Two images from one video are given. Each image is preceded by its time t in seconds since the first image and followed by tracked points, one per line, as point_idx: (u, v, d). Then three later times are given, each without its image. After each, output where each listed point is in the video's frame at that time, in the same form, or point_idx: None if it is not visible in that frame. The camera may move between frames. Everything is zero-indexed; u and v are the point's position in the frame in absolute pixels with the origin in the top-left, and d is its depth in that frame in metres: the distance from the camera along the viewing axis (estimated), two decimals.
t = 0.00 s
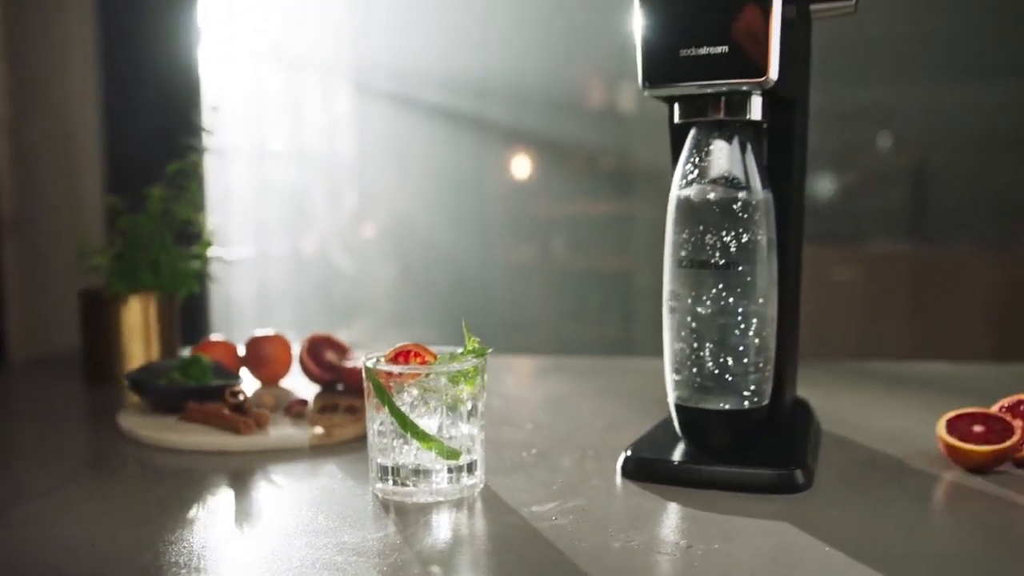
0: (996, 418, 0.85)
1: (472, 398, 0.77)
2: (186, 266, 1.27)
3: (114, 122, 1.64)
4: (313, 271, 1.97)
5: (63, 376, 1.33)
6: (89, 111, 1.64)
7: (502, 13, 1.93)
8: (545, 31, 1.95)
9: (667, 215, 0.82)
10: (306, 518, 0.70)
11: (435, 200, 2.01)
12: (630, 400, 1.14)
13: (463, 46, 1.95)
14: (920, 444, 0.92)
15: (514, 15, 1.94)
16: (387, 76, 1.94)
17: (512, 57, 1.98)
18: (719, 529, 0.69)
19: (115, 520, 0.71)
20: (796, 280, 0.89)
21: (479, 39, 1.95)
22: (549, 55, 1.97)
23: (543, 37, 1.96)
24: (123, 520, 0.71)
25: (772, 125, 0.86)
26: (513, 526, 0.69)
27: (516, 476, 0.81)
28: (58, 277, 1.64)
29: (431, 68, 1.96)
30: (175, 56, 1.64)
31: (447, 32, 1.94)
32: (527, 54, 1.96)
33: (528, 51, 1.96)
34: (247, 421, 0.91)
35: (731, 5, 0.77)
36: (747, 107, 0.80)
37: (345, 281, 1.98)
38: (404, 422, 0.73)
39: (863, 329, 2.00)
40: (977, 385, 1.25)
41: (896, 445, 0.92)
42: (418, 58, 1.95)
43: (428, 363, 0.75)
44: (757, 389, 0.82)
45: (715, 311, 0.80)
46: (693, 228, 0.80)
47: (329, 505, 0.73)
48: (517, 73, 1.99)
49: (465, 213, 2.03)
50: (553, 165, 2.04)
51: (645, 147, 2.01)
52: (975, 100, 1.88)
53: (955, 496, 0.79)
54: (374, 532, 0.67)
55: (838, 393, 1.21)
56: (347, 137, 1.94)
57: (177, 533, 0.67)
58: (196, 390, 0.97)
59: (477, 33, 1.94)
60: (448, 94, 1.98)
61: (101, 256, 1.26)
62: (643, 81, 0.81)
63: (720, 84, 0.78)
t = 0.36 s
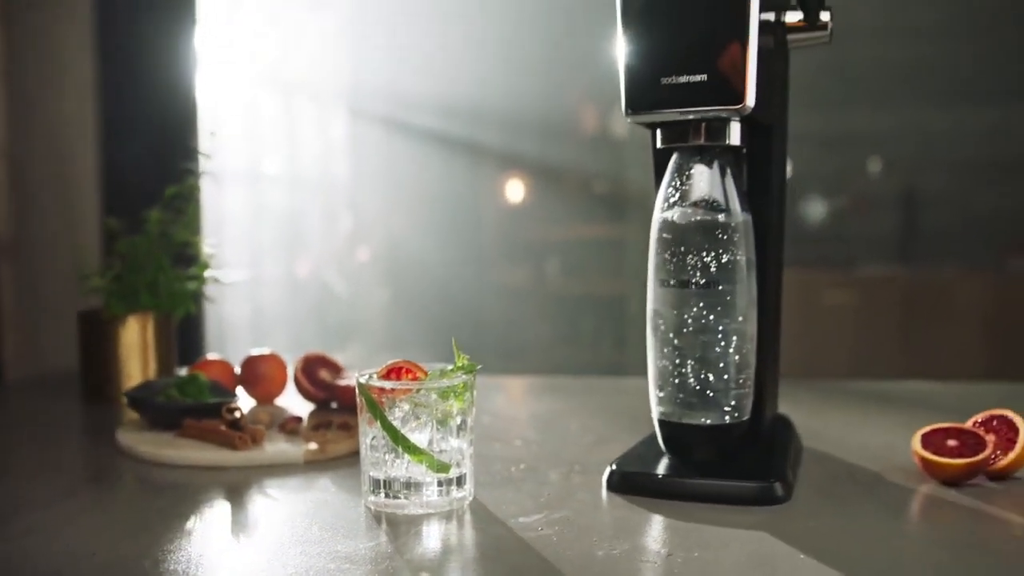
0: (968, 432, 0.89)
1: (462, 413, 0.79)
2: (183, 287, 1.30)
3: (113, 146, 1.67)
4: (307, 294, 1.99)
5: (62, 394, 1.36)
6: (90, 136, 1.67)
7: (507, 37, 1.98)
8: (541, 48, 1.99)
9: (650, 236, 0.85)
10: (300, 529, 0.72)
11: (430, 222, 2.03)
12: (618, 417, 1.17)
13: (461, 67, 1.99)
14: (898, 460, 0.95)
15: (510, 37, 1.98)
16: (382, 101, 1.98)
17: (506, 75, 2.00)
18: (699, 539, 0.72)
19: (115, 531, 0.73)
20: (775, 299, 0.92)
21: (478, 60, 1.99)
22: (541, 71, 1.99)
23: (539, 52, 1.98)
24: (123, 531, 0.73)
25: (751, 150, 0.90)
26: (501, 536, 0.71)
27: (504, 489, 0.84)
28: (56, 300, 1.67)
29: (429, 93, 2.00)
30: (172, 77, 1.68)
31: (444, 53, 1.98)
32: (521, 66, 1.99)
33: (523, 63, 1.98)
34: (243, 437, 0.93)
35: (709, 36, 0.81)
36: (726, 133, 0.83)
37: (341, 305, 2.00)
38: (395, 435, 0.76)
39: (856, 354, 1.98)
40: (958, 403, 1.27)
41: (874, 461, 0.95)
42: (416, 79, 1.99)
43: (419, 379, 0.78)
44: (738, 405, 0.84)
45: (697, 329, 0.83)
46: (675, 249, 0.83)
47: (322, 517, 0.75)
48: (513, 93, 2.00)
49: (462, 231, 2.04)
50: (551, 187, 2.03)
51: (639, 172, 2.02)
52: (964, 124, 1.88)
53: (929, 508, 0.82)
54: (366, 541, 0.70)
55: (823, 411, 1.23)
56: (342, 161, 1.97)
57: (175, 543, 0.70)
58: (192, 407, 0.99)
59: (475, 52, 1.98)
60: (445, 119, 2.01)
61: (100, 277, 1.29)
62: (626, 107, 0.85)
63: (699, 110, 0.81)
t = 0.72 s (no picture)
0: (945, 446, 0.92)
1: (453, 427, 0.81)
2: (179, 306, 1.33)
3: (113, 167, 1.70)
4: (301, 314, 2.02)
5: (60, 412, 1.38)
6: (91, 157, 1.70)
7: (499, 58, 2.05)
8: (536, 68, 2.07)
9: (635, 255, 0.88)
10: (294, 540, 0.74)
11: (424, 243, 2.07)
12: (606, 433, 1.20)
13: (455, 87, 2.06)
14: (879, 473, 0.97)
15: (502, 61, 2.05)
16: (375, 123, 2.03)
17: (498, 95, 2.07)
18: (681, 548, 0.74)
19: (113, 542, 0.75)
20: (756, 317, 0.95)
21: (471, 81, 2.06)
22: (530, 92, 2.08)
23: (531, 72, 2.07)
24: (123, 542, 0.75)
25: (732, 172, 0.93)
26: (490, 545, 0.74)
27: (493, 502, 0.86)
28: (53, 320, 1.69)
29: (421, 114, 2.06)
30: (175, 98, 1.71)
31: (438, 75, 2.04)
32: (509, 87, 2.07)
33: (512, 83, 2.07)
34: (239, 451, 0.95)
35: (690, 63, 0.84)
36: (708, 155, 0.86)
37: (335, 325, 2.04)
38: (387, 449, 0.78)
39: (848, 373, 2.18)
40: (940, 419, 1.30)
41: (854, 475, 0.97)
42: (409, 101, 2.05)
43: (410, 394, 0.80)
44: (720, 420, 0.87)
45: (680, 345, 0.86)
46: (659, 267, 0.86)
47: (315, 528, 0.78)
48: (505, 114, 2.09)
49: (456, 254, 2.09)
50: (545, 209, 2.13)
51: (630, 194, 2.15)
52: (958, 147, 2.12)
53: (907, 518, 0.84)
54: (359, 551, 0.72)
55: (808, 427, 1.26)
56: (337, 183, 2.01)
57: (172, 553, 0.72)
58: (189, 423, 1.02)
59: (468, 73, 2.05)
60: (440, 141, 2.07)
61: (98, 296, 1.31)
62: (612, 131, 0.88)
63: (682, 135, 0.85)
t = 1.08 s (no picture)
0: (925, 458, 0.95)
1: (444, 441, 0.83)
2: (175, 322, 1.37)
3: (111, 185, 1.73)
4: (295, 334, 2.02)
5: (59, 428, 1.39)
6: (89, 175, 1.73)
7: (492, 78, 2.11)
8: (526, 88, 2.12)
9: (622, 272, 0.91)
10: (289, 550, 0.76)
11: (418, 262, 2.12)
12: (595, 447, 1.22)
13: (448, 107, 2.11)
14: (862, 486, 0.99)
15: (492, 81, 2.11)
16: (369, 143, 2.08)
17: (489, 116, 2.13)
18: (665, 558, 0.76)
19: (112, 552, 0.77)
20: (741, 332, 0.97)
21: (465, 101, 2.12)
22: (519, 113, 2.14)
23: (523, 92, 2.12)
24: (122, 552, 0.77)
25: (716, 192, 0.96)
26: (479, 555, 0.76)
27: (483, 514, 0.88)
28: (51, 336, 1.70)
29: (415, 134, 2.11)
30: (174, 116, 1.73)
31: (431, 95, 2.10)
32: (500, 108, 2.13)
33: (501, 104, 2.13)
34: (235, 465, 0.97)
35: (675, 86, 0.87)
36: (692, 176, 0.89)
37: (329, 344, 2.05)
38: (380, 460, 0.80)
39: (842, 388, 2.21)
40: (924, 433, 1.33)
41: (837, 487, 1.00)
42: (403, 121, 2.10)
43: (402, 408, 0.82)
44: (705, 433, 0.90)
45: (666, 361, 0.88)
46: (644, 285, 0.89)
47: (309, 539, 0.79)
48: (495, 133, 2.15)
49: (449, 273, 2.13)
50: (537, 231, 2.17)
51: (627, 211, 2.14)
52: (943, 168, 2.14)
53: (888, 529, 0.86)
54: (353, 559, 0.74)
55: (794, 442, 1.29)
56: (331, 204, 2.05)
57: (169, 563, 0.74)
58: (185, 438, 1.04)
59: (461, 93, 2.11)
60: (434, 161, 2.12)
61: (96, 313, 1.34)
62: (599, 152, 0.91)
63: (666, 155, 0.87)
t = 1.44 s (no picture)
0: (905, 471, 0.98)
1: (435, 454, 0.85)
2: (172, 339, 1.39)
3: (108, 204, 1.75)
4: (291, 349, 2.05)
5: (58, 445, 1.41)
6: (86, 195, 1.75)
7: (484, 101, 2.14)
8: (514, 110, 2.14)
9: (609, 289, 0.93)
10: (283, 560, 0.78)
11: (413, 282, 2.14)
12: (584, 462, 1.24)
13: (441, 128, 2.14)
14: (845, 498, 1.02)
15: (486, 101, 2.14)
16: (364, 163, 2.11)
17: (480, 139, 2.16)
18: (651, 567, 0.78)
19: (111, 563, 0.79)
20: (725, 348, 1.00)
21: (456, 123, 2.14)
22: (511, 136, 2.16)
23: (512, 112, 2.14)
24: (121, 563, 0.79)
25: (700, 213, 0.99)
26: (470, 565, 0.78)
27: (473, 526, 0.90)
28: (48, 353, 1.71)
29: (410, 154, 2.14)
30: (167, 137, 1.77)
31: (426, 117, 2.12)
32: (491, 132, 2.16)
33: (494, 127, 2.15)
34: (231, 478, 0.99)
35: (659, 110, 0.90)
36: (677, 196, 0.92)
37: (324, 361, 2.07)
38: (372, 473, 0.82)
39: (834, 407, 2.21)
40: (907, 448, 1.36)
41: (822, 501, 1.02)
42: (399, 142, 2.13)
43: (395, 422, 0.84)
44: (690, 446, 0.92)
45: (652, 376, 0.90)
46: (630, 302, 0.91)
47: (304, 550, 0.82)
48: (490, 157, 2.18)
49: (442, 298, 2.17)
50: (529, 254, 2.22)
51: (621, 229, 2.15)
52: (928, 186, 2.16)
53: (869, 539, 0.89)
54: (347, 569, 0.76)
55: (782, 457, 1.31)
56: (327, 223, 2.07)
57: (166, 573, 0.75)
58: (181, 452, 1.06)
59: (456, 114, 2.14)
60: (425, 179, 2.16)
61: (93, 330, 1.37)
62: (585, 172, 0.94)
63: (650, 176, 0.91)
